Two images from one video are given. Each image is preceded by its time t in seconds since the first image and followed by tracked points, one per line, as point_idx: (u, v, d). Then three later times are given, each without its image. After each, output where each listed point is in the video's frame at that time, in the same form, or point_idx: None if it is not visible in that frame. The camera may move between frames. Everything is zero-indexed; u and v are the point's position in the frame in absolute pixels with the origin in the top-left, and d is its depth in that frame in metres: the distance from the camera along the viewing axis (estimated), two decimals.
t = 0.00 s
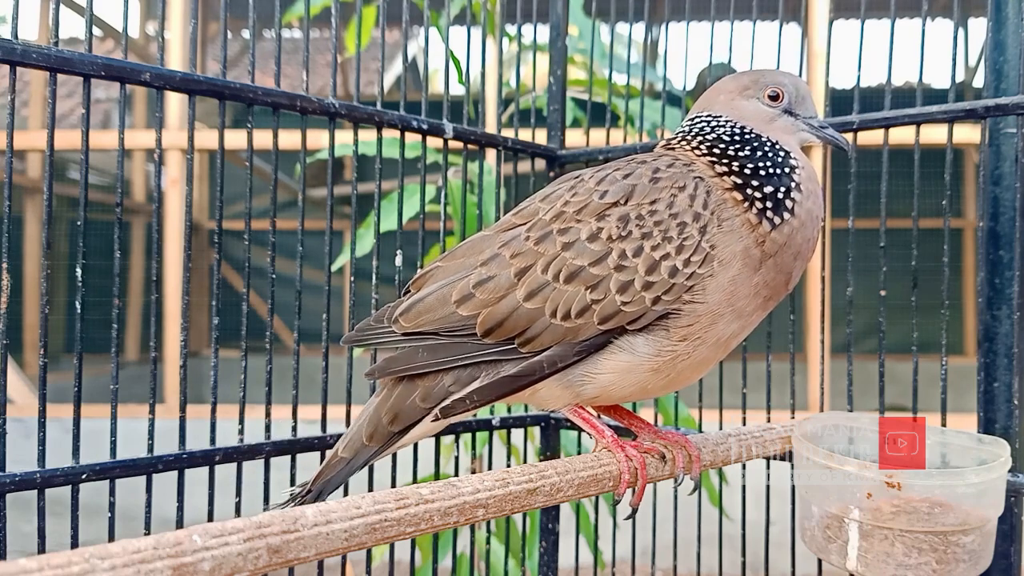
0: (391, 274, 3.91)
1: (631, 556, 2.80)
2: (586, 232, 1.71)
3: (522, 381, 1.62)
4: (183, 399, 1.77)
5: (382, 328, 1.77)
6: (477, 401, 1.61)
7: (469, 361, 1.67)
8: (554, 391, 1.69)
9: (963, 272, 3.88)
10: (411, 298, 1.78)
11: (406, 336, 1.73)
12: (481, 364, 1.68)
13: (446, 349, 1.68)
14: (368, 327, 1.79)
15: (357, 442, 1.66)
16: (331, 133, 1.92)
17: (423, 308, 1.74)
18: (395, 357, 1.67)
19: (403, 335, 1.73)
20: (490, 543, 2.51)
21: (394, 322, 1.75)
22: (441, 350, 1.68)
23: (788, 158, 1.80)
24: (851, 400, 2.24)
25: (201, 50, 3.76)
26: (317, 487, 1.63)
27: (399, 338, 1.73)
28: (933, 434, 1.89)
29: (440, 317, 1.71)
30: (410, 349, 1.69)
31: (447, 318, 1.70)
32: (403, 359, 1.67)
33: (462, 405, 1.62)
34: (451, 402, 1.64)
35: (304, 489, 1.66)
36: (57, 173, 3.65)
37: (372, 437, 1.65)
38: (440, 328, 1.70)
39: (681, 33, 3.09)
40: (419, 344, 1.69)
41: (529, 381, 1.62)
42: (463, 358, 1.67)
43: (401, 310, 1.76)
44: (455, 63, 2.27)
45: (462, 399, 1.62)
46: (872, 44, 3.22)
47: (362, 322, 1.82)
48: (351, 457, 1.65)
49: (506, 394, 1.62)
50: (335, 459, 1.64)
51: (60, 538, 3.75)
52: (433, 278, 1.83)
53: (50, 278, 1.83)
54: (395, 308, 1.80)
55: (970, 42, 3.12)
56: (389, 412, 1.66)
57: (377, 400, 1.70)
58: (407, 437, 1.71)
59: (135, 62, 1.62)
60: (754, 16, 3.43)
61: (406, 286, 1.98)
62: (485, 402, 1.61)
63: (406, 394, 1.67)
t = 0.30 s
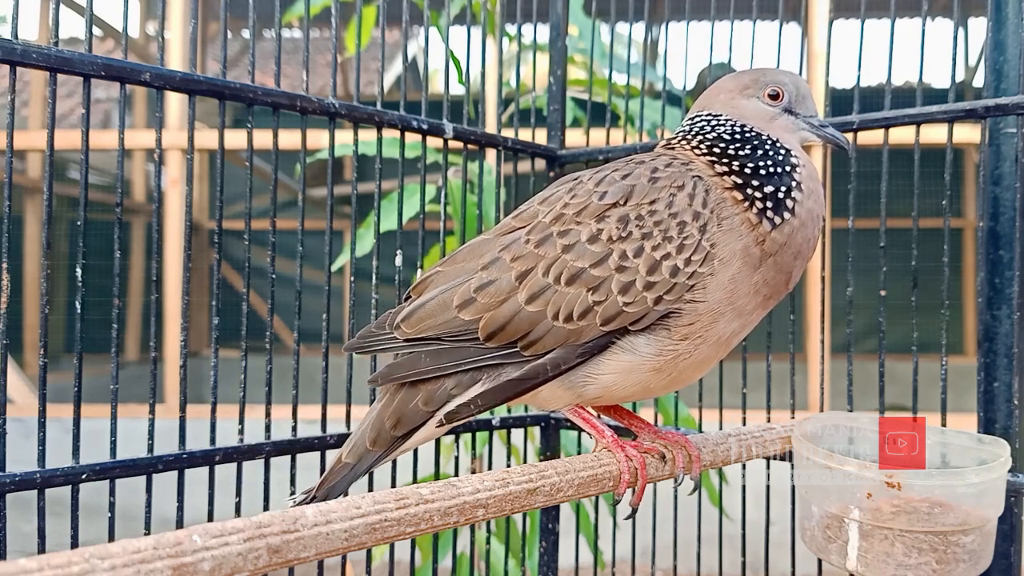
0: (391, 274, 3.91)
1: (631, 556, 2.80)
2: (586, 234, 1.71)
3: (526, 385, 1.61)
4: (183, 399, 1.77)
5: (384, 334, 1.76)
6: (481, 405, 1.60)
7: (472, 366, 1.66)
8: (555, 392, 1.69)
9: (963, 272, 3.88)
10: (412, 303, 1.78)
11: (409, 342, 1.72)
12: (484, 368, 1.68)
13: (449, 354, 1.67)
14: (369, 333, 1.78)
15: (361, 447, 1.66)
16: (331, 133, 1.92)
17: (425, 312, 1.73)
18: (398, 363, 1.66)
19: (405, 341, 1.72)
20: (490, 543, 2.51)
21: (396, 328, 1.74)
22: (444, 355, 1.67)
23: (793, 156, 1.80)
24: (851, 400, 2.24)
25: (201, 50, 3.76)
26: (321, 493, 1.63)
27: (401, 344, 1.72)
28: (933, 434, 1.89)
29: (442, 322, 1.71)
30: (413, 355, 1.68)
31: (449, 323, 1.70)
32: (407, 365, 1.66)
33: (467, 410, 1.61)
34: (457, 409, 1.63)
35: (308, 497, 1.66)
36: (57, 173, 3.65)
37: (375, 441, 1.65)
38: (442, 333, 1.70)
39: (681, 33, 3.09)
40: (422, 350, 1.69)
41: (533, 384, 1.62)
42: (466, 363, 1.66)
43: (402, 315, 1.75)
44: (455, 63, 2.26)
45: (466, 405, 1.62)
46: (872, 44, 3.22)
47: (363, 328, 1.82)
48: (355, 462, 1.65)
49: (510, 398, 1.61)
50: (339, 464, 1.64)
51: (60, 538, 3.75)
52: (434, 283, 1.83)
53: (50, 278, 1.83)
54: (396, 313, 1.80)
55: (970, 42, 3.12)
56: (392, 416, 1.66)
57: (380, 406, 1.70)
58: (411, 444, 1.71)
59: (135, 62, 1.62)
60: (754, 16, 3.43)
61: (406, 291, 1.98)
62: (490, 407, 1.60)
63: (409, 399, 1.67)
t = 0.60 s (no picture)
0: (391, 274, 3.91)
1: (631, 556, 2.80)
2: (587, 235, 1.71)
3: (531, 387, 1.60)
4: (183, 399, 1.77)
5: (386, 339, 1.76)
6: (487, 409, 1.60)
7: (475, 370, 1.66)
8: (556, 392, 1.69)
9: (963, 271, 3.88)
10: (414, 308, 1.78)
11: (411, 347, 1.72)
12: (487, 371, 1.69)
13: (452, 358, 1.67)
14: (372, 339, 1.77)
15: (363, 450, 1.66)
16: (331, 133, 1.92)
17: (427, 317, 1.73)
18: (400, 369, 1.66)
19: (408, 346, 1.72)
20: (490, 543, 2.51)
21: (398, 333, 1.74)
22: (446, 360, 1.67)
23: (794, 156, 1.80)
24: (851, 400, 2.23)
25: (201, 50, 3.76)
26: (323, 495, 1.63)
27: (403, 349, 1.72)
28: (933, 434, 1.89)
29: (444, 326, 1.70)
30: (415, 360, 1.68)
31: (451, 327, 1.70)
32: (409, 370, 1.66)
33: (471, 414, 1.62)
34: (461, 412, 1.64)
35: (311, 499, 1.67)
36: (57, 173, 3.65)
37: (377, 444, 1.65)
38: (445, 337, 1.69)
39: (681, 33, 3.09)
40: (425, 355, 1.69)
41: (537, 386, 1.60)
42: (469, 367, 1.66)
43: (404, 320, 1.75)
44: (455, 64, 2.26)
45: (472, 409, 1.62)
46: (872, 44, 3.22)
47: (365, 334, 1.81)
48: (357, 465, 1.65)
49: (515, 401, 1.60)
50: (342, 466, 1.64)
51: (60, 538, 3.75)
52: (435, 287, 1.83)
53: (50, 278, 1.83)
54: (398, 318, 1.80)
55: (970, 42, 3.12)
56: (394, 418, 1.66)
57: (381, 409, 1.70)
58: (414, 446, 1.70)
59: (135, 62, 1.62)
60: (754, 16, 3.43)
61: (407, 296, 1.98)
62: (495, 409, 1.60)
63: (410, 401, 1.67)
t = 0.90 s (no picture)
0: (391, 274, 3.91)
1: (631, 556, 2.80)
2: (588, 236, 1.71)
3: (532, 389, 1.59)
4: (183, 399, 1.77)
5: (387, 341, 1.76)
6: (488, 411, 1.60)
7: (477, 371, 1.66)
8: (557, 392, 1.69)
9: (963, 271, 3.88)
10: (415, 310, 1.78)
11: (413, 348, 1.72)
12: (488, 371, 1.69)
13: (453, 360, 1.68)
14: (373, 341, 1.78)
15: (363, 449, 1.66)
16: (331, 133, 1.92)
17: (428, 318, 1.73)
18: (402, 370, 1.66)
19: (409, 348, 1.72)
20: (490, 543, 2.51)
21: (399, 335, 1.74)
22: (448, 361, 1.67)
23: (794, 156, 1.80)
24: (851, 400, 2.23)
25: (201, 50, 3.76)
26: (323, 494, 1.63)
27: (405, 351, 1.72)
28: (933, 434, 1.89)
29: (446, 328, 1.70)
30: (417, 362, 1.68)
31: (453, 328, 1.70)
32: (411, 372, 1.66)
33: (474, 415, 1.62)
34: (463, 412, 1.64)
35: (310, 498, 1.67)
36: (57, 173, 3.65)
37: (377, 444, 1.65)
38: (447, 338, 1.70)
39: (681, 33, 3.09)
40: (426, 356, 1.69)
41: (538, 388, 1.60)
42: (471, 368, 1.66)
43: (405, 322, 1.75)
44: (455, 64, 2.26)
45: (474, 410, 1.62)
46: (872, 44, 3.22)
47: (366, 336, 1.82)
48: (357, 464, 1.65)
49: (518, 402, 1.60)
50: (341, 465, 1.64)
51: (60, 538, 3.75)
52: (436, 289, 1.83)
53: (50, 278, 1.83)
54: (399, 320, 1.80)
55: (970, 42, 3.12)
56: (394, 417, 1.66)
57: (381, 408, 1.70)
58: (414, 445, 1.70)
59: (135, 62, 1.62)
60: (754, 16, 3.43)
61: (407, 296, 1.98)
62: (496, 411, 1.59)
63: (410, 401, 1.67)
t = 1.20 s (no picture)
0: (391, 274, 3.91)
1: (631, 556, 2.80)
2: (589, 236, 1.71)
3: (533, 390, 1.59)
4: (183, 399, 1.77)
5: (388, 341, 1.76)
6: (489, 412, 1.59)
7: (478, 371, 1.67)
8: (558, 392, 1.69)
9: (963, 271, 3.89)
10: (416, 310, 1.78)
11: (414, 349, 1.72)
12: (488, 371, 1.69)
13: (454, 360, 1.68)
14: (374, 341, 1.78)
15: (361, 447, 1.65)
16: (331, 133, 1.92)
17: (429, 319, 1.73)
18: (403, 371, 1.67)
19: (410, 348, 1.72)
20: (490, 543, 2.51)
21: (400, 335, 1.74)
22: (449, 361, 1.67)
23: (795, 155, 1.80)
24: (851, 400, 2.23)
25: (201, 50, 3.76)
26: (321, 492, 1.61)
27: (406, 351, 1.72)
28: (933, 434, 1.89)
29: (447, 328, 1.71)
30: (418, 363, 1.69)
31: (454, 329, 1.70)
32: (413, 372, 1.67)
33: (473, 416, 1.61)
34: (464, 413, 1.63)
35: (306, 496, 1.65)
36: (57, 173, 3.65)
37: (375, 442, 1.65)
38: (448, 339, 1.70)
39: (681, 33, 3.09)
40: (427, 357, 1.69)
41: (539, 388, 1.60)
42: (472, 368, 1.66)
43: (406, 322, 1.75)
44: (455, 64, 2.26)
45: (474, 411, 1.61)
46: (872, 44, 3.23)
47: (367, 336, 1.82)
48: (355, 462, 1.64)
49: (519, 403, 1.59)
50: (340, 463, 1.63)
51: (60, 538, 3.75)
52: (437, 289, 1.83)
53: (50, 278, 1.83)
54: (400, 321, 1.80)
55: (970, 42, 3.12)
56: (393, 415, 1.65)
57: (380, 406, 1.69)
58: (412, 444, 1.70)
59: (135, 62, 1.62)
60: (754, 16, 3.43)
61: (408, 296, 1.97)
62: (497, 412, 1.59)
63: (409, 400, 1.67)
